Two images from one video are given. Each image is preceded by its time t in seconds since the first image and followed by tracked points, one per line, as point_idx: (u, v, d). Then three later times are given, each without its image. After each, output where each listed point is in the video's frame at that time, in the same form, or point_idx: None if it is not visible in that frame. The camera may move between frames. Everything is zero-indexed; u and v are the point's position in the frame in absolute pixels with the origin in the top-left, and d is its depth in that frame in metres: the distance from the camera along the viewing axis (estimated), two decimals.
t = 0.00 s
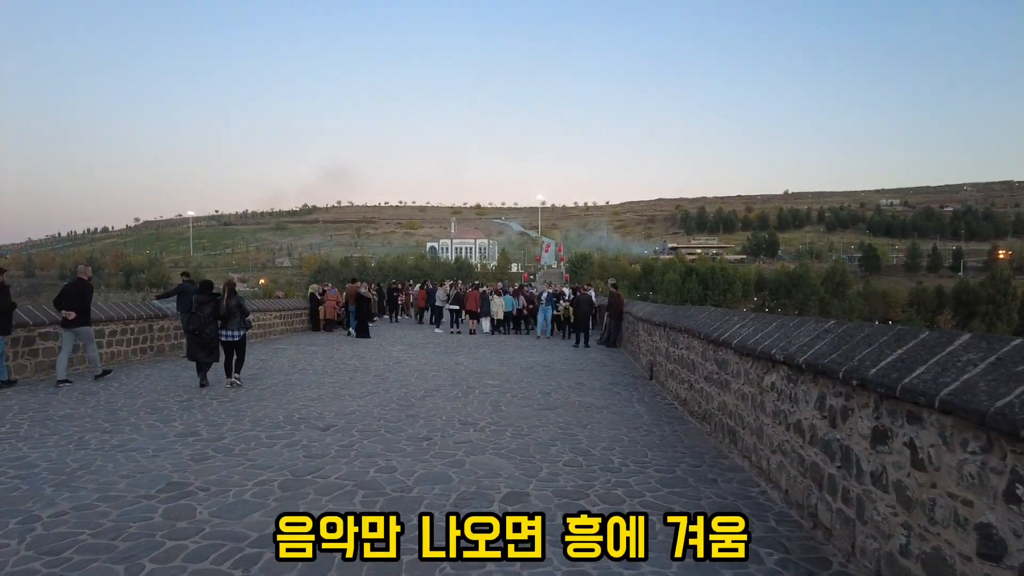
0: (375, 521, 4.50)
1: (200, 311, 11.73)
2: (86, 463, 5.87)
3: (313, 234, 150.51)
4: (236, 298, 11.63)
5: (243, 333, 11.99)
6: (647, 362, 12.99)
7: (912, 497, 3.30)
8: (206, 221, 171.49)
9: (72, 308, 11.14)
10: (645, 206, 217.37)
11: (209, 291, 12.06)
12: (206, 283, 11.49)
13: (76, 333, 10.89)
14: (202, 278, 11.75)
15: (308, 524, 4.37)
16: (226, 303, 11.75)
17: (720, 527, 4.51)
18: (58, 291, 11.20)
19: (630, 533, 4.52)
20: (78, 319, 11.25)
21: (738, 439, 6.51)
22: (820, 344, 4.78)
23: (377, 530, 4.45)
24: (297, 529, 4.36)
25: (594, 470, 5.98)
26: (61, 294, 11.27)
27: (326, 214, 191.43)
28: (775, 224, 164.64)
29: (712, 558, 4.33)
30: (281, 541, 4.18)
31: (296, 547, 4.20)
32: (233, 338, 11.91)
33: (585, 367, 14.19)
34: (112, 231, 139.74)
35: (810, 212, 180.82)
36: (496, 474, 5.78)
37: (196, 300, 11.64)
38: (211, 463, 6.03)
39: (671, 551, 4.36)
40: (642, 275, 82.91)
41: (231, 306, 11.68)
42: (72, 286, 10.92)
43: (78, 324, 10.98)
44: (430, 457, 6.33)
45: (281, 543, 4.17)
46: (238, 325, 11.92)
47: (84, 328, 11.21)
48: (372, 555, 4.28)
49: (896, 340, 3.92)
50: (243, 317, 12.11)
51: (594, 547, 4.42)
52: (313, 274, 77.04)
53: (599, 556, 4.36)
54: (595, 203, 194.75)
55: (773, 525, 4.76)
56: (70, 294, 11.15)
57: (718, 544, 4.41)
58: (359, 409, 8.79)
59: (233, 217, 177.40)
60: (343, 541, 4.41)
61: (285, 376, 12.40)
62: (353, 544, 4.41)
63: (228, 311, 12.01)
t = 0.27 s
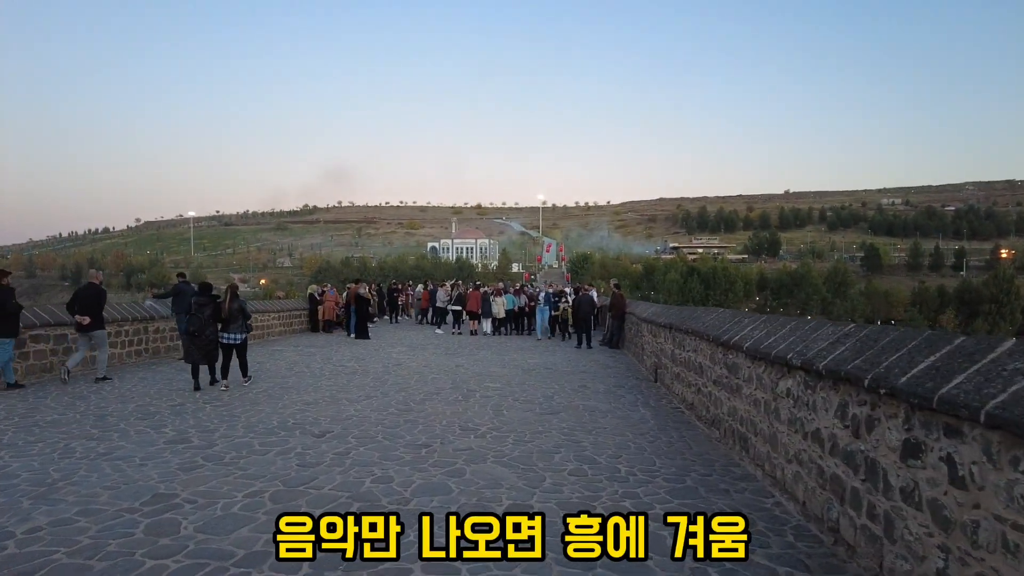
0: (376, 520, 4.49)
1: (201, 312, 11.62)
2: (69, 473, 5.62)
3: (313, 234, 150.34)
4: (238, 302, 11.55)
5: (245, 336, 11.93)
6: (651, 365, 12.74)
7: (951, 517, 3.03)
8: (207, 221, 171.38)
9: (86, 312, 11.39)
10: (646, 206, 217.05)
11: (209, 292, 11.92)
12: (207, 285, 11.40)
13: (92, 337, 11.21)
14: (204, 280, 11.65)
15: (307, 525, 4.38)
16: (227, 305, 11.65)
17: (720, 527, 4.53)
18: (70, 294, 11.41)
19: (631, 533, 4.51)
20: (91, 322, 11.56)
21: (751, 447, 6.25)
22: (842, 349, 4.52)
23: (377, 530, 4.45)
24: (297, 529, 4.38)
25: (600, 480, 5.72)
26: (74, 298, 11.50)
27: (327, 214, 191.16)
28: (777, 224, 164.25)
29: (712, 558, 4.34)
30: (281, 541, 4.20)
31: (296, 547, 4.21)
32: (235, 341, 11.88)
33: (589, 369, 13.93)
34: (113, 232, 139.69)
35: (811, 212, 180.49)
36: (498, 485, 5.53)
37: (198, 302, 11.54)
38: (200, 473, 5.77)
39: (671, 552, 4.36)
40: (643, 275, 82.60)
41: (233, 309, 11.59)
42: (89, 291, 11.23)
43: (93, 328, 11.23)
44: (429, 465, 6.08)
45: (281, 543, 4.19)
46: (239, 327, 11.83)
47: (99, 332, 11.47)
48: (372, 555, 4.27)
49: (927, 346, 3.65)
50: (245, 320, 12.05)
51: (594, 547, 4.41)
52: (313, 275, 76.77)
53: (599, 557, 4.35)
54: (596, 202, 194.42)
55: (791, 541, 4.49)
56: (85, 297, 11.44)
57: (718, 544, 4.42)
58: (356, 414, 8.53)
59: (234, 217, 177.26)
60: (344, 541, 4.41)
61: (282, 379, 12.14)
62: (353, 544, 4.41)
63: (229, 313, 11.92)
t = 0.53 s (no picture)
0: (375, 520, 4.35)
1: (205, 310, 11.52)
2: (53, 479, 5.35)
3: (314, 234, 150.18)
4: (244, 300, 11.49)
5: (251, 334, 11.87)
6: (657, 365, 12.50)
7: (1006, 534, 2.74)
8: (208, 220, 171.50)
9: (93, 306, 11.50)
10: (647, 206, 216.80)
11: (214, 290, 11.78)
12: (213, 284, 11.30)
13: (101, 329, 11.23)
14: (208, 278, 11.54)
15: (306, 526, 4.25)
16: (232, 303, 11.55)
17: (720, 527, 4.44)
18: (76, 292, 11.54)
19: (631, 533, 4.37)
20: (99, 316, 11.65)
21: (768, 451, 5.97)
22: (870, 349, 4.24)
23: (377, 530, 4.31)
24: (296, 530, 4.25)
25: (610, 488, 5.44)
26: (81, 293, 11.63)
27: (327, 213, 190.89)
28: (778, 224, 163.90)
29: (711, 558, 4.25)
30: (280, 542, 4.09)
31: (295, 547, 4.10)
32: (243, 338, 11.80)
33: (593, 369, 13.66)
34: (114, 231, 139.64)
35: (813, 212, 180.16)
36: (503, 492, 5.26)
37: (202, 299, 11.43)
38: (191, 479, 5.50)
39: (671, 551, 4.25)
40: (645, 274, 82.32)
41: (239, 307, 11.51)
42: (94, 286, 11.31)
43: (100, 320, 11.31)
44: (430, 471, 5.80)
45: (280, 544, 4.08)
46: (243, 325, 11.74)
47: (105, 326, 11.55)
48: (371, 555, 4.15)
49: (970, 346, 3.37)
50: (250, 318, 11.93)
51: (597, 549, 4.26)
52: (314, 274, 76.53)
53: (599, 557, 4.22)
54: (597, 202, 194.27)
55: (817, 554, 4.21)
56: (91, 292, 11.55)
57: (718, 544, 4.33)
58: (355, 416, 8.26)
59: (235, 217, 177.40)
60: (343, 541, 4.28)
61: (279, 379, 11.86)
62: (353, 543, 4.28)
63: (235, 312, 11.79)
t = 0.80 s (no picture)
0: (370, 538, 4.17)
1: (206, 310, 11.42)
2: (32, 492, 5.06)
3: (314, 234, 149.91)
4: (245, 301, 11.39)
5: (251, 334, 11.74)
6: (662, 368, 12.25)
7: None
8: (207, 220, 171.12)
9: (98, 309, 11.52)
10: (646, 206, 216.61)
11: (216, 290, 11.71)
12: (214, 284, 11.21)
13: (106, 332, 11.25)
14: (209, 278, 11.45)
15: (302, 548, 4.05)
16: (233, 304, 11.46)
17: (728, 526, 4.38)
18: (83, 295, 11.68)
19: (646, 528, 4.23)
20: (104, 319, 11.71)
21: (786, 463, 5.69)
22: (902, 357, 3.96)
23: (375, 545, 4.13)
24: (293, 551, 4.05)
25: (620, 502, 5.16)
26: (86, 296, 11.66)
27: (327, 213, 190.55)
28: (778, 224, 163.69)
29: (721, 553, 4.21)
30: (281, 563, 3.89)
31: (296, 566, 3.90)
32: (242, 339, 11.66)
33: (596, 373, 13.39)
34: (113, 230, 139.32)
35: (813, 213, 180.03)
36: (509, 506, 4.97)
37: (203, 300, 11.34)
38: (178, 491, 5.20)
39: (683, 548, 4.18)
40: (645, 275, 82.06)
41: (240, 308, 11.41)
42: (98, 289, 11.38)
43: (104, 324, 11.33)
44: (431, 483, 5.52)
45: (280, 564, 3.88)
46: (244, 326, 11.64)
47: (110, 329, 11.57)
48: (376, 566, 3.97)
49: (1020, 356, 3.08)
50: (251, 318, 11.82)
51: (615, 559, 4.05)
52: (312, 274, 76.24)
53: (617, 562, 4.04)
54: (597, 203, 193.96)
55: None
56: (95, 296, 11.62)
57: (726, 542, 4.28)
58: (352, 422, 7.98)
59: (235, 217, 177.07)
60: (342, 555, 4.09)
61: (275, 382, 11.59)
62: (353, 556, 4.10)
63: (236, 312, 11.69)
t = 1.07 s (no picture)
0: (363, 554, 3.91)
1: (204, 311, 11.34)
2: (7, 499, 4.78)
3: (312, 233, 149.60)
4: (242, 301, 11.30)
5: (250, 332, 11.64)
6: (666, 368, 11.99)
7: None
8: (205, 220, 170.69)
9: (101, 306, 11.56)
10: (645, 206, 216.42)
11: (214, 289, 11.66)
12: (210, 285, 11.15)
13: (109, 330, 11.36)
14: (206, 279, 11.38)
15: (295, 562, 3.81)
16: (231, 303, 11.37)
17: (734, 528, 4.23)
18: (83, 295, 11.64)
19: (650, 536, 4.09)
20: (107, 316, 11.75)
21: (802, 468, 5.44)
22: (934, 357, 3.69)
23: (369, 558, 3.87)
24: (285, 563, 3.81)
25: (628, 510, 4.90)
26: (88, 293, 11.68)
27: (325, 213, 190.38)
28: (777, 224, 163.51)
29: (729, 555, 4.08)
30: None
31: None
32: (240, 338, 11.54)
33: (598, 372, 13.14)
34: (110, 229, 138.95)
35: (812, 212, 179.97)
36: (511, 514, 4.70)
37: (200, 301, 11.26)
38: (162, 498, 4.93)
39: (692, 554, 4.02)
40: (644, 274, 81.81)
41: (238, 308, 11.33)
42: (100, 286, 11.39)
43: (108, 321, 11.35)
44: (429, 489, 5.25)
45: None
46: (243, 325, 11.57)
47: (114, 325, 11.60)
48: None
49: None
50: (249, 317, 11.74)
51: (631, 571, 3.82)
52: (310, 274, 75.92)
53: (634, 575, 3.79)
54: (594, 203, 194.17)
55: None
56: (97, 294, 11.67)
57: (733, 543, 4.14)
58: (348, 424, 7.71)
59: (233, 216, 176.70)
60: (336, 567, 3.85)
61: (270, 382, 11.31)
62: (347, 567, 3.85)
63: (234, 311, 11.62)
